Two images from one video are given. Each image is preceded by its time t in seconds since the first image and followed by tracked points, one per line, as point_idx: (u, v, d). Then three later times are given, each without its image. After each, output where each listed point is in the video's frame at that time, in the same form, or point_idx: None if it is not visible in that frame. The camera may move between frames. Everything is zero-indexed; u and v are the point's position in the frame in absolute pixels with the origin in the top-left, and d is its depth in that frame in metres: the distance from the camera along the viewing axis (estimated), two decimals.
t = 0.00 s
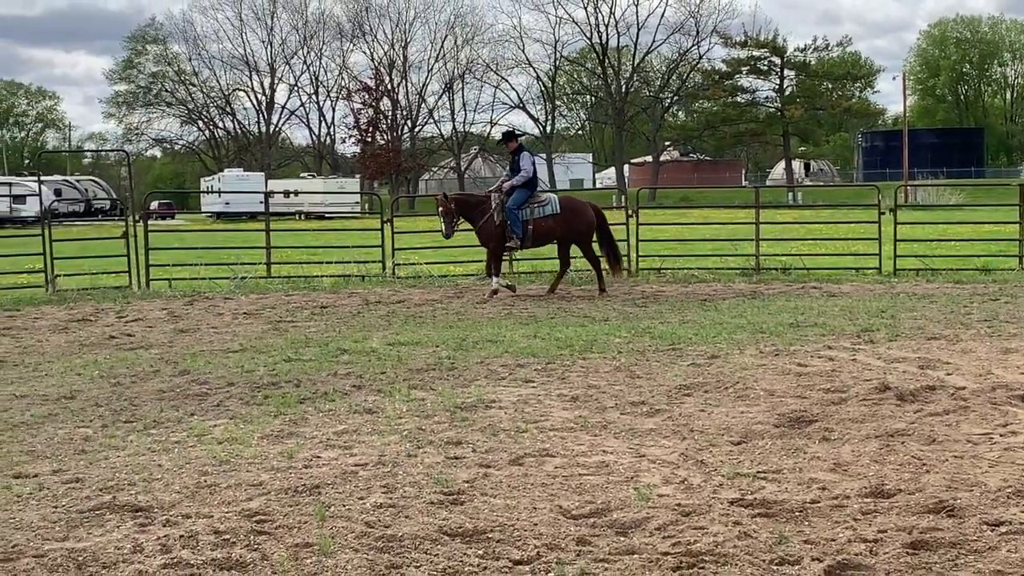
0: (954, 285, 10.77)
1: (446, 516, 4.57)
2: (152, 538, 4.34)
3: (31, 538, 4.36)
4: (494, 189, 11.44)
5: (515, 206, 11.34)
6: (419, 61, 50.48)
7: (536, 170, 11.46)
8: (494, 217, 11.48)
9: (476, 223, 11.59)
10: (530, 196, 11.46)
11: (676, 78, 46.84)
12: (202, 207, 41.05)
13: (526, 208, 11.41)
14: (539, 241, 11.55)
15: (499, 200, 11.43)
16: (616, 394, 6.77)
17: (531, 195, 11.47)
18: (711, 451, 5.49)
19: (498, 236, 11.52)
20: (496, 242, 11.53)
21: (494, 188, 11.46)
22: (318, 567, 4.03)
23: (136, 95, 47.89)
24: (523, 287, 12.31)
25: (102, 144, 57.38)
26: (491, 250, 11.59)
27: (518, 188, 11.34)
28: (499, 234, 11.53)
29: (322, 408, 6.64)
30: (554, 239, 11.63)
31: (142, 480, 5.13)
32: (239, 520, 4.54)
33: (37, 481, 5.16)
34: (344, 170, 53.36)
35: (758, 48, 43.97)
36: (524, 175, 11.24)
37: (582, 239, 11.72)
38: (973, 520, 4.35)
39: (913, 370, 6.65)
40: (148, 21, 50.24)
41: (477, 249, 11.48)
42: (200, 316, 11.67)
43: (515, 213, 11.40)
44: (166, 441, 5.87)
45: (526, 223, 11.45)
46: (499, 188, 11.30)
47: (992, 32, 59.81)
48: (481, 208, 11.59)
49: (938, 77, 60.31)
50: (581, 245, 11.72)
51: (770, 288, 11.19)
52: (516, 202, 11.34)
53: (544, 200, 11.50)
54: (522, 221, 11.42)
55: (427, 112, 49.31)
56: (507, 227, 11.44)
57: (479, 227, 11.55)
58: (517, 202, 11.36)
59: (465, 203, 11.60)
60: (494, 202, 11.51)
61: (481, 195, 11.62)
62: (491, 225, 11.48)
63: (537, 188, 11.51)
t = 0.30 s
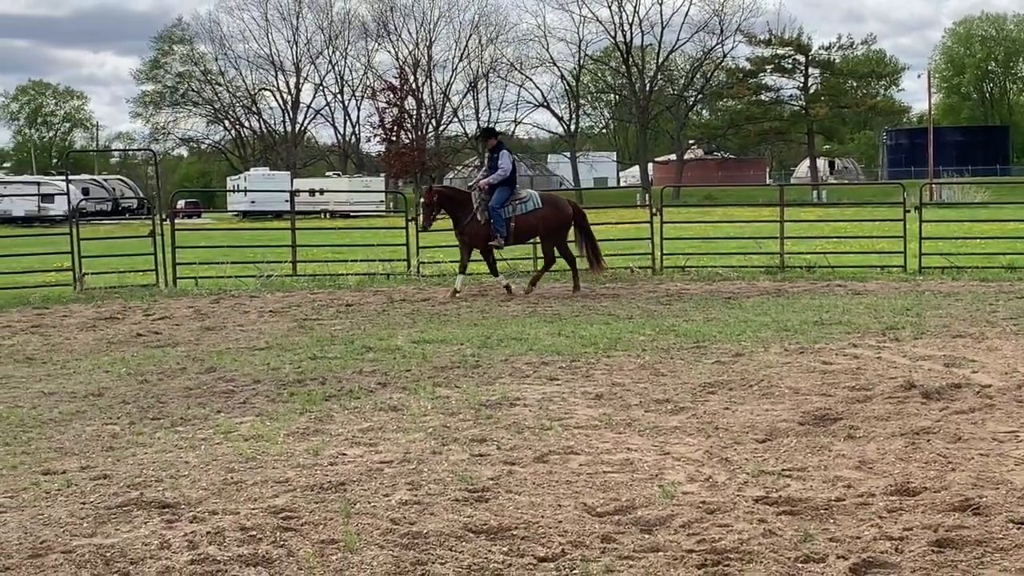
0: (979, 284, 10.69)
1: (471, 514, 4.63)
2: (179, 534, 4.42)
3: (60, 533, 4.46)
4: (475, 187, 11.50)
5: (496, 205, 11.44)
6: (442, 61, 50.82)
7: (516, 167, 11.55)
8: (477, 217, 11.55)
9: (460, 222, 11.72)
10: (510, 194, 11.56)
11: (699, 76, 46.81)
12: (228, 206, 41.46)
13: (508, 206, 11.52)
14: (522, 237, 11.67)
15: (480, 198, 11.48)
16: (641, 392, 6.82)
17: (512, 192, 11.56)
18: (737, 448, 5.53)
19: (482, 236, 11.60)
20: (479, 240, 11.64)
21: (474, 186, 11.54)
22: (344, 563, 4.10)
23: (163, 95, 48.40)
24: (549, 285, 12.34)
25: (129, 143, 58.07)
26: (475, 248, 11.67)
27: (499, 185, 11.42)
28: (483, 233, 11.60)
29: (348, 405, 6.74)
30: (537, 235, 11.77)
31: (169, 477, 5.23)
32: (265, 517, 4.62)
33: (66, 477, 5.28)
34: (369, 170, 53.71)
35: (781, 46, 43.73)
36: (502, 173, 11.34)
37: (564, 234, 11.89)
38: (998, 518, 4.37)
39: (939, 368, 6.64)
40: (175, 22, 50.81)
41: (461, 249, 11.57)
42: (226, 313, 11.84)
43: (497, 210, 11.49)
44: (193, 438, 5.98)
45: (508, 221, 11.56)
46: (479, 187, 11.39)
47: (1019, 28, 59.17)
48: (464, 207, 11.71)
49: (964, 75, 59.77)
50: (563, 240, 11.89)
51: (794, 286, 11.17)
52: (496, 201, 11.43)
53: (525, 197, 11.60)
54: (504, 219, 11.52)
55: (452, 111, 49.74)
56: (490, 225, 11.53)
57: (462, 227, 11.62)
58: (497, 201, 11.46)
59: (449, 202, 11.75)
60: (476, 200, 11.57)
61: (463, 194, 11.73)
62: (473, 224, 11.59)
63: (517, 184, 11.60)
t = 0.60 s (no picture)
0: (1010, 282, 10.59)
1: (499, 512, 4.70)
2: (211, 532, 4.51)
3: (93, 530, 4.55)
4: (454, 188, 11.59)
5: (475, 208, 11.59)
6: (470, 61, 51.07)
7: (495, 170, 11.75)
8: (453, 218, 11.65)
9: (438, 222, 11.71)
10: (488, 196, 11.73)
11: (727, 75, 46.65)
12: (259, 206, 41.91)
13: (486, 209, 11.70)
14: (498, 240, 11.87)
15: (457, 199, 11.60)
16: (668, 391, 6.85)
17: (489, 195, 11.74)
18: (765, 447, 5.55)
19: (457, 237, 11.69)
20: (456, 242, 11.71)
21: (452, 187, 11.63)
22: (373, 561, 4.18)
23: (194, 95, 49.02)
24: (577, 283, 12.39)
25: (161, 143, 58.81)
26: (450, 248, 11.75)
27: (478, 188, 11.58)
28: (458, 234, 11.68)
29: (377, 404, 6.83)
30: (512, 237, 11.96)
31: (200, 474, 5.34)
32: (296, 514, 4.70)
33: (98, 474, 5.40)
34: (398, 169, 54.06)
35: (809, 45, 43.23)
36: (482, 176, 11.49)
37: (540, 237, 12.11)
38: None
39: (967, 367, 6.62)
40: (207, 23, 51.40)
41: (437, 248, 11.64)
42: (256, 312, 11.99)
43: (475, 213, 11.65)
44: (224, 436, 6.10)
45: (486, 224, 11.74)
46: (459, 188, 11.49)
47: None
48: (442, 207, 11.74)
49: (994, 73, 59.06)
50: (539, 243, 12.11)
51: (821, 284, 11.14)
52: (475, 203, 11.59)
53: (503, 200, 11.81)
54: (482, 222, 11.69)
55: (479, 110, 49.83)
56: (466, 227, 11.67)
57: (438, 227, 11.69)
58: (475, 203, 11.61)
59: (428, 200, 11.66)
60: (454, 201, 11.65)
61: (440, 194, 11.73)
62: (451, 225, 11.65)
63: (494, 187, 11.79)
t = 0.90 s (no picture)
0: None
1: (530, 509, 4.78)
2: (248, 528, 4.64)
3: (131, 527, 4.69)
4: (434, 191, 11.70)
5: (455, 211, 11.74)
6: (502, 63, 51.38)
7: (472, 174, 11.94)
8: (434, 221, 11.74)
9: (417, 225, 11.78)
10: (467, 201, 11.91)
11: (758, 76, 46.52)
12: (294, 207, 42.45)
13: (465, 213, 11.87)
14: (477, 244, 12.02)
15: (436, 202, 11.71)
16: (699, 390, 6.91)
17: (469, 198, 11.92)
18: (796, 446, 5.60)
19: (437, 240, 11.81)
20: (435, 245, 11.84)
21: (433, 190, 11.74)
22: (406, 557, 4.28)
23: (231, 97, 49.77)
24: (608, 283, 12.45)
25: (199, 146, 59.70)
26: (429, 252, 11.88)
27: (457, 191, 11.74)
28: (438, 237, 11.80)
29: (410, 402, 6.96)
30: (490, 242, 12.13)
31: (237, 472, 5.50)
32: (330, 511, 4.81)
33: (137, 471, 5.58)
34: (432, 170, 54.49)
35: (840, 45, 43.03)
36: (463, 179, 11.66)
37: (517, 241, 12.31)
38: None
39: (999, 366, 6.61)
40: (244, 27, 52.16)
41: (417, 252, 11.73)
42: (291, 312, 12.20)
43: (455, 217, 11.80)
44: (260, 433, 6.27)
45: (465, 227, 11.89)
46: (439, 191, 11.63)
47: None
48: (422, 210, 11.79)
49: None
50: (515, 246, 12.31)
51: (852, 284, 11.10)
52: (455, 207, 11.76)
53: (481, 205, 11.98)
54: (461, 226, 11.85)
55: (512, 112, 50.03)
56: (446, 230, 11.78)
57: (419, 231, 11.78)
58: (455, 207, 11.78)
59: (408, 204, 11.74)
60: (433, 204, 11.75)
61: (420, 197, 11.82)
62: (431, 228, 11.75)
63: (473, 192, 11.97)
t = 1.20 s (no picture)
0: None
1: (568, 505, 4.90)
2: (291, 521, 4.74)
3: (178, 520, 4.80)
4: (415, 195, 11.85)
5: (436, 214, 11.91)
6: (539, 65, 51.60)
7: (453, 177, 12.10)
8: (414, 225, 11.91)
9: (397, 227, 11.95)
10: (448, 203, 12.09)
11: (794, 78, 46.21)
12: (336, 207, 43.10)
13: (446, 216, 12.06)
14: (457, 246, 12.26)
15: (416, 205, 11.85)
16: (735, 387, 7.02)
17: (449, 202, 12.09)
18: (831, 443, 5.70)
19: (418, 243, 11.98)
20: (415, 248, 12.01)
21: (414, 194, 11.90)
22: (446, 551, 4.36)
23: (275, 101, 50.60)
24: (644, 282, 12.55)
25: (242, 148, 60.75)
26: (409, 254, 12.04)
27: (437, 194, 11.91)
28: (419, 240, 11.98)
29: (451, 398, 7.17)
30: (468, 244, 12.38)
31: (280, 467, 5.65)
32: (371, 506, 4.91)
33: (184, 466, 5.76)
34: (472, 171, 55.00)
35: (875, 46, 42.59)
36: (445, 184, 11.82)
37: (493, 243, 12.62)
38: None
39: None
40: (286, 31, 52.96)
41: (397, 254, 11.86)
42: (332, 310, 12.50)
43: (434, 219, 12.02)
44: (303, 429, 6.49)
45: (445, 230, 12.10)
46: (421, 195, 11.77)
47: None
48: (403, 212, 11.96)
49: None
50: (492, 249, 12.59)
51: (888, 283, 11.09)
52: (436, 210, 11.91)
53: (461, 207, 12.20)
54: (442, 229, 12.04)
55: (550, 113, 50.21)
56: (426, 233, 11.98)
57: (399, 234, 11.92)
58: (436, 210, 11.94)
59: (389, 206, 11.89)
60: (414, 208, 11.91)
61: (401, 200, 11.97)
62: (411, 230, 11.93)
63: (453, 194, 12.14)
